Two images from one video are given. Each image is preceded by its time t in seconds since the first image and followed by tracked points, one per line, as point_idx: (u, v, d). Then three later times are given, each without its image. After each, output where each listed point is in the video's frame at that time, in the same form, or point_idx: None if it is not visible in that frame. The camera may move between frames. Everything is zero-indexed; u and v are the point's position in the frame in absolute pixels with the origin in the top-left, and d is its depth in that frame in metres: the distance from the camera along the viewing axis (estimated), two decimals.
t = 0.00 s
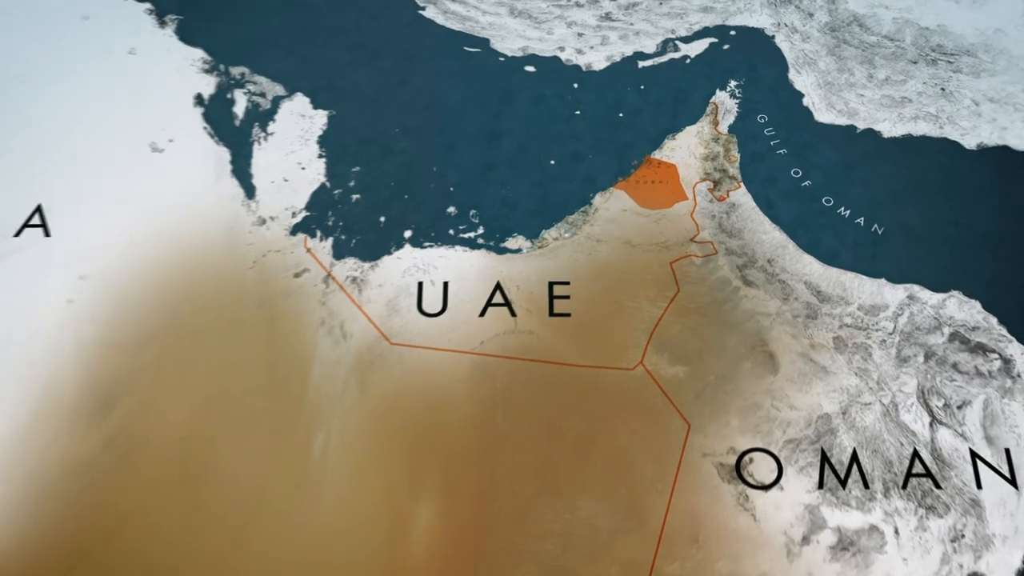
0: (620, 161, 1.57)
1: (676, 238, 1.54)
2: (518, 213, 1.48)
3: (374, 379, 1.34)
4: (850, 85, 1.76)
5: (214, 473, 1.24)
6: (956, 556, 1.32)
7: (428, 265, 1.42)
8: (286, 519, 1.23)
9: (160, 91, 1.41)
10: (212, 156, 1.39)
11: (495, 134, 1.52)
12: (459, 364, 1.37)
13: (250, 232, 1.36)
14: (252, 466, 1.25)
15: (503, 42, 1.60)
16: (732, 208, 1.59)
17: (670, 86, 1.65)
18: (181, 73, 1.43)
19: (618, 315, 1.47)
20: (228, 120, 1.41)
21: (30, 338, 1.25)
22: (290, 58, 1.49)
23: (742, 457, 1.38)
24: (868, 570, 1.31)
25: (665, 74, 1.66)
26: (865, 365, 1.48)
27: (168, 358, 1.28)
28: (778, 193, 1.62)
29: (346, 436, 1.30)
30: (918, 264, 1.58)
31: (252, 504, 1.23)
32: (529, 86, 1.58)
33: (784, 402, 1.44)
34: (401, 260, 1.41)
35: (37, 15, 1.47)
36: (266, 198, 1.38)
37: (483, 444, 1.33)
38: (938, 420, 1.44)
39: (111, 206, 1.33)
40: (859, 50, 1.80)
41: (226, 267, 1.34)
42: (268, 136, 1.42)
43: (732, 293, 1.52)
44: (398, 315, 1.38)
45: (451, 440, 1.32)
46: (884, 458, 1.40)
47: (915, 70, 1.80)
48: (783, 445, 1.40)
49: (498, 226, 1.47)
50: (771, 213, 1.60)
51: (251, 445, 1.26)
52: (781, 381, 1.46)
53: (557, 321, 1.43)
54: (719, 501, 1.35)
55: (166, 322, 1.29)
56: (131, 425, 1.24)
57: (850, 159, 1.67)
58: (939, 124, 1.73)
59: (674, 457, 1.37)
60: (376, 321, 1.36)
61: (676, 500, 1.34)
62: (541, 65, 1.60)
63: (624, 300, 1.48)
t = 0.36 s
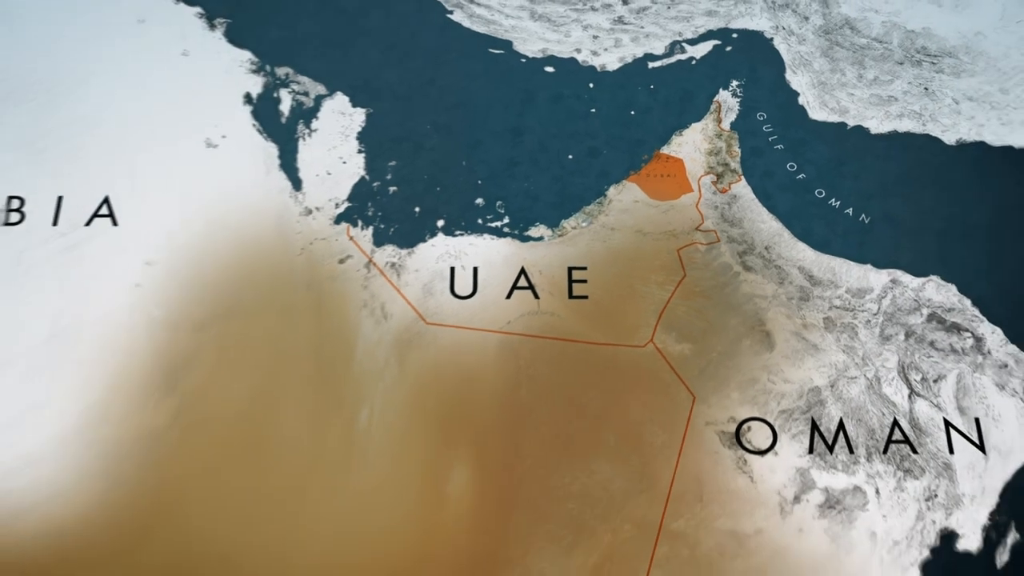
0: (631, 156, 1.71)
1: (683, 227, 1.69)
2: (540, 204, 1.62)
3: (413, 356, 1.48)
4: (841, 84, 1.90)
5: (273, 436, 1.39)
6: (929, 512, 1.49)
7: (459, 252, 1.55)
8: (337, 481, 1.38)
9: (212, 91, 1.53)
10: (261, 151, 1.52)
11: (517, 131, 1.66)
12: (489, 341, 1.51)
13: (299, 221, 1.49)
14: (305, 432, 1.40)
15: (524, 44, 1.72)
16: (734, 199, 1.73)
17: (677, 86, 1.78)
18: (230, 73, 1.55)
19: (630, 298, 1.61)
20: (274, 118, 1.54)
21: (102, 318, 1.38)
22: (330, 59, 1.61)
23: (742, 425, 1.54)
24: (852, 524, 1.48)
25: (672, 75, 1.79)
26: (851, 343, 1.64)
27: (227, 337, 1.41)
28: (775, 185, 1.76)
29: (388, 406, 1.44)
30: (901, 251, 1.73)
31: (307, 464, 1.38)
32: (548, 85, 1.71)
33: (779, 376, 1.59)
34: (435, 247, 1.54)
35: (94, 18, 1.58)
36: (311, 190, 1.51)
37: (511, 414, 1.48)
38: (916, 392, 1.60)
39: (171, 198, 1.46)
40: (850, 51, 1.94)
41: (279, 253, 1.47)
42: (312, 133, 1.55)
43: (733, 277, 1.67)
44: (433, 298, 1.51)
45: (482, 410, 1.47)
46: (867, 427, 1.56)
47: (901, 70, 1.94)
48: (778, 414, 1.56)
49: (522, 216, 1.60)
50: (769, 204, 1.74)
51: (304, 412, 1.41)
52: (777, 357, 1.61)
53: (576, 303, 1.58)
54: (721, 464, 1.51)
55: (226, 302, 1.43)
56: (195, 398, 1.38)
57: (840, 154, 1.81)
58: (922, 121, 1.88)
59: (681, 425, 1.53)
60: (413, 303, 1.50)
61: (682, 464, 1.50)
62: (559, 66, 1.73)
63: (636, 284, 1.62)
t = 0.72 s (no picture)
0: (642, 151, 1.84)
1: (689, 217, 1.83)
2: (558, 196, 1.76)
3: (445, 336, 1.62)
4: (834, 84, 2.04)
5: (318, 411, 1.52)
6: (908, 477, 1.64)
7: (487, 241, 1.69)
8: (379, 449, 1.52)
9: (259, 91, 1.66)
10: (304, 146, 1.65)
11: (537, 128, 1.79)
12: (513, 322, 1.65)
13: (340, 212, 1.63)
14: (348, 407, 1.53)
15: (543, 47, 1.86)
16: (735, 192, 1.87)
17: (683, 86, 1.92)
18: (274, 74, 1.68)
19: (640, 283, 1.75)
20: (316, 116, 1.67)
21: (164, 301, 1.51)
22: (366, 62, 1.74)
23: (740, 398, 1.69)
24: (838, 488, 1.63)
25: (679, 75, 1.92)
26: (840, 324, 1.79)
27: (277, 319, 1.55)
28: (773, 179, 1.90)
29: (423, 383, 1.58)
30: (886, 240, 1.88)
31: (350, 437, 1.52)
32: (565, 85, 1.84)
33: (774, 353, 1.75)
34: (464, 236, 1.68)
35: (148, 24, 1.70)
36: (351, 183, 1.65)
37: (535, 388, 1.62)
38: (898, 369, 1.75)
39: (223, 190, 1.60)
40: (843, 53, 2.08)
41: (322, 241, 1.60)
42: (350, 130, 1.68)
43: (733, 264, 1.82)
44: (463, 283, 1.65)
45: (508, 386, 1.61)
46: (853, 400, 1.71)
47: (889, 71, 2.09)
48: (773, 389, 1.71)
49: (542, 207, 1.74)
50: (767, 196, 1.89)
51: (347, 390, 1.54)
52: (773, 336, 1.76)
53: (591, 287, 1.72)
54: (722, 433, 1.66)
55: (275, 289, 1.56)
56: (250, 374, 1.51)
57: (832, 150, 1.96)
58: (907, 119, 2.02)
59: (686, 398, 1.68)
60: (444, 287, 1.64)
61: (688, 433, 1.65)
62: (575, 67, 1.87)
63: (646, 270, 1.77)
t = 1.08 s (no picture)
0: (651, 147, 1.98)
1: (693, 209, 1.97)
2: (574, 189, 1.89)
3: (473, 318, 1.76)
4: (828, 83, 2.18)
5: (359, 387, 1.67)
6: (890, 447, 1.80)
7: (509, 231, 1.83)
8: (414, 422, 1.67)
9: (299, 92, 1.80)
10: (342, 142, 1.79)
11: (554, 125, 1.92)
12: (534, 305, 1.80)
13: (376, 204, 1.77)
14: (386, 383, 1.68)
15: (559, 48, 1.99)
16: (736, 185, 2.01)
17: (689, 85, 2.06)
18: (313, 75, 1.81)
19: (649, 270, 1.90)
20: (351, 114, 1.81)
21: (217, 287, 1.65)
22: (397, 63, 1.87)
23: (740, 376, 1.84)
24: (827, 458, 1.79)
25: (685, 76, 2.06)
26: (830, 308, 1.94)
27: (320, 303, 1.69)
28: (770, 173, 2.04)
29: (453, 361, 1.73)
30: (875, 230, 2.03)
31: (388, 411, 1.67)
32: (579, 85, 1.98)
33: (771, 334, 1.90)
34: (488, 227, 1.82)
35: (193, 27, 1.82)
36: (385, 177, 1.79)
37: (554, 366, 1.77)
38: (882, 349, 1.91)
39: (268, 184, 1.73)
40: (836, 54, 2.22)
41: (360, 231, 1.74)
42: (383, 128, 1.82)
43: (733, 252, 1.96)
44: (488, 270, 1.79)
45: (530, 365, 1.76)
46: (841, 377, 1.87)
47: (878, 72, 2.23)
48: (769, 367, 1.86)
49: (559, 199, 1.88)
50: (765, 189, 2.03)
51: (384, 368, 1.69)
52: (768, 319, 1.91)
53: (604, 274, 1.86)
54: (722, 408, 1.81)
55: (318, 276, 1.70)
56: (297, 353, 1.66)
57: (826, 145, 2.10)
58: (894, 117, 2.17)
59: (689, 375, 1.83)
60: (471, 273, 1.78)
61: (692, 408, 1.80)
62: (589, 68, 2.00)
63: (654, 258, 1.91)
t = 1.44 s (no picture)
0: (658, 143, 2.12)
1: (697, 201, 2.11)
2: (588, 183, 2.03)
3: (496, 304, 1.90)
4: (823, 83, 2.31)
5: (393, 367, 1.81)
6: (874, 422, 1.95)
7: (529, 222, 1.97)
8: (443, 399, 1.82)
9: (334, 92, 1.93)
10: (374, 139, 1.93)
11: (568, 123, 2.06)
12: (551, 292, 1.93)
13: (406, 197, 1.91)
14: (418, 363, 1.83)
15: (574, 50, 2.13)
16: (737, 179, 2.15)
17: (694, 85, 2.19)
18: (346, 76, 1.95)
19: (657, 259, 2.03)
20: (382, 113, 1.95)
21: (262, 274, 1.79)
22: (424, 65, 2.01)
23: (739, 356, 1.98)
24: (817, 432, 1.94)
25: (690, 76, 2.20)
26: (822, 294, 2.08)
27: (356, 289, 1.83)
28: (768, 168, 2.18)
29: (478, 343, 1.87)
30: (865, 222, 2.17)
31: (420, 388, 1.81)
32: (592, 85, 2.11)
33: (768, 318, 2.04)
34: (509, 219, 1.96)
35: (234, 30, 1.95)
36: (414, 172, 1.93)
37: (570, 347, 1.90)
38: (869, 332, 2.05)
39: (307, 179, 1.87)
40: (830, 56, 2.35)
41: (392, 223, 1.88)
42: (411, 125, 1.95)
43: (733, 242, 2.10)
44: (509, 259, 1.93)
45: (549, 346, 1.89)
46: (832, 358, 2.01)
47: (870, 73, 2.36)
48: (765, 349, 2.00)
49: (574, 192, 2.02)
50: (763, 183, 2.17)
51: (416, 349, 1.83)
52: (765, 304, 2.05)
53: (615, 263, 2.00)
54: (722, 386, 1.96)
55: (354, 265, 1.84)
56: (336, 336, 1.80)
57: (820, 142, 2.23)
58: (883, 115, 2.30)
59: (694, 356, 1.97)
60: (494, 262, 1.92)
61: (696, 387, 1.94)
62: (602, 68, 2.13)
63: (662, 247, 2.05)
